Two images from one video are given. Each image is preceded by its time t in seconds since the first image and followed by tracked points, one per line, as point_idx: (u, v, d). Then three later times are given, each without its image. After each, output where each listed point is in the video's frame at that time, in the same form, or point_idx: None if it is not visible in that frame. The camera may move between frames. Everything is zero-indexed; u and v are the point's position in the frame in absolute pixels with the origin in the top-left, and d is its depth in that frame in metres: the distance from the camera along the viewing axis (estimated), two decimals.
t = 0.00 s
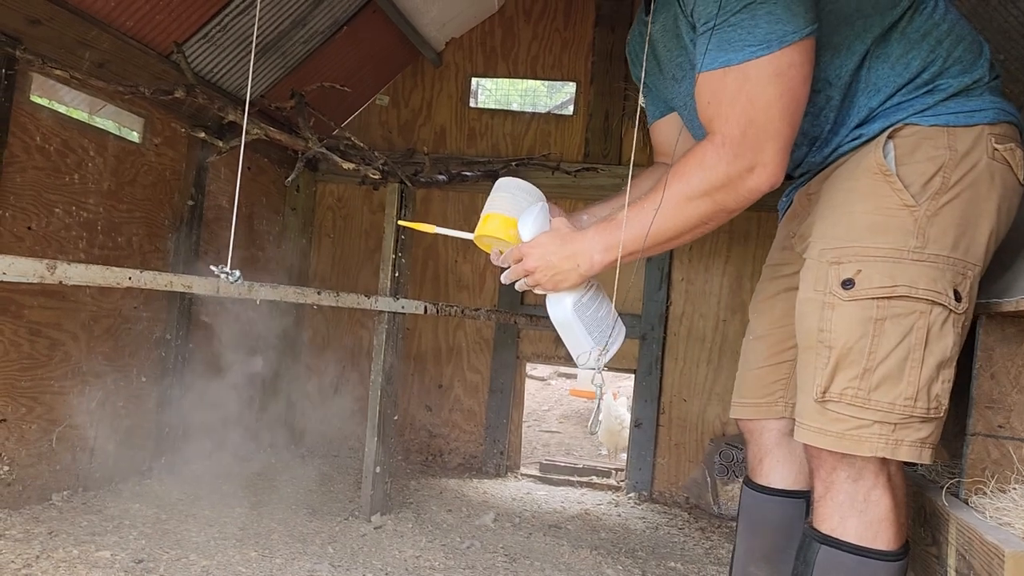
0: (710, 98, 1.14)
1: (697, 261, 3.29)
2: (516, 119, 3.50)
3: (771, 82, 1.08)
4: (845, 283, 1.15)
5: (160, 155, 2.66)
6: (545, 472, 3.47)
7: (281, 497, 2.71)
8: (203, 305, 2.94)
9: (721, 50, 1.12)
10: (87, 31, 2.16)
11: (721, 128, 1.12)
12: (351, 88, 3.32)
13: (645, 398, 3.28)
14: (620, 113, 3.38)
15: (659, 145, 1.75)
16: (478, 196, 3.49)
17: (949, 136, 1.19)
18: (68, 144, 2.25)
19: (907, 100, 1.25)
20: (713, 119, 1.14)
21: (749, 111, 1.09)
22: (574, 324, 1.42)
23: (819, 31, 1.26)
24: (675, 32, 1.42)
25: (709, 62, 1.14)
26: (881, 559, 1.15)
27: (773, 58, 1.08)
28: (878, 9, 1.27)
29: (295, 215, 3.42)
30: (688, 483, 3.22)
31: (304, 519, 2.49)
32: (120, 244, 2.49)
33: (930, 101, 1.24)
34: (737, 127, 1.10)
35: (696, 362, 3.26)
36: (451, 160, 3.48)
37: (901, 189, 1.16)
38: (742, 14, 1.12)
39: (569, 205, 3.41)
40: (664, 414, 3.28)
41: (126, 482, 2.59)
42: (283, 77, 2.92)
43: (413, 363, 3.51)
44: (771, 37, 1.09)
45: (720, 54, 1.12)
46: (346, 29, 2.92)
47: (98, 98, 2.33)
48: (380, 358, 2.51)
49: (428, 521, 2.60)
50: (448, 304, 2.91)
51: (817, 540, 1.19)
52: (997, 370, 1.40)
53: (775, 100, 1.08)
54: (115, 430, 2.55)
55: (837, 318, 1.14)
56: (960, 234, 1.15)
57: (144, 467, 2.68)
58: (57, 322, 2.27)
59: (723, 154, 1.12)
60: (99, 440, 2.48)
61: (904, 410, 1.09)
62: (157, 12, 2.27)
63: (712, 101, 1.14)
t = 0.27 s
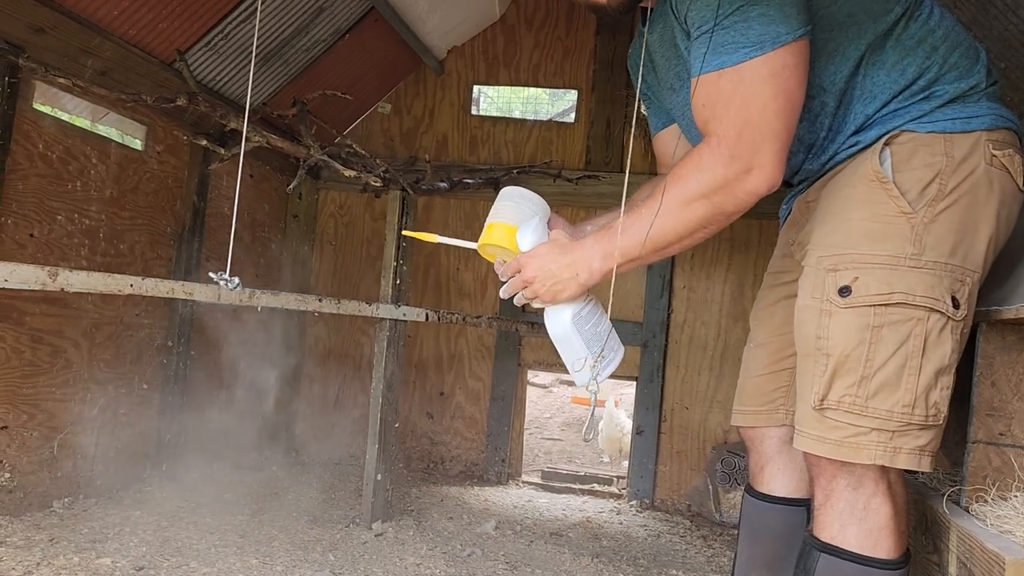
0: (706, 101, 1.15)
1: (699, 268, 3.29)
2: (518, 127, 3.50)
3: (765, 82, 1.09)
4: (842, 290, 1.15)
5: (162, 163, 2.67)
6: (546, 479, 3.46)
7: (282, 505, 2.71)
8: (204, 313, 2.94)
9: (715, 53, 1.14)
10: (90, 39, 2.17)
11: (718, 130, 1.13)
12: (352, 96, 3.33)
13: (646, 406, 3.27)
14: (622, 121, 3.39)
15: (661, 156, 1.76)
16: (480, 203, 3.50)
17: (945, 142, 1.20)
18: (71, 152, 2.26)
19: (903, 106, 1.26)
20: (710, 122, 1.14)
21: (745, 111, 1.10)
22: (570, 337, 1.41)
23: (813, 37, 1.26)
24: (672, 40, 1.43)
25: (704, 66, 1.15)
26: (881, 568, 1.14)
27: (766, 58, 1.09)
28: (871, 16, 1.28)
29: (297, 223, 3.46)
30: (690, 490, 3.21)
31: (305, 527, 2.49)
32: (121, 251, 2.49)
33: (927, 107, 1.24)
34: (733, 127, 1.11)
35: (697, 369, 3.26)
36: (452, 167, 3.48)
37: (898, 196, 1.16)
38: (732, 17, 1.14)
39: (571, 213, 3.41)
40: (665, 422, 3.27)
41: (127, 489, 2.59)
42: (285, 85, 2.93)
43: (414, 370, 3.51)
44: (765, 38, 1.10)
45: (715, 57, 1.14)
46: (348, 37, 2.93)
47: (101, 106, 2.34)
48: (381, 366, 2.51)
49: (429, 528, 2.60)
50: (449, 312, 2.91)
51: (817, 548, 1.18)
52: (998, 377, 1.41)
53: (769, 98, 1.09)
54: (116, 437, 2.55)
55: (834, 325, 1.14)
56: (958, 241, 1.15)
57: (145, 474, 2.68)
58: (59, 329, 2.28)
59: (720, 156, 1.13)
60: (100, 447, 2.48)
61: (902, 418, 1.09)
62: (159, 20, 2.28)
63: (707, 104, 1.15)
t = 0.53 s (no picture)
0: (704, 116, 1.16)
1: (697, 283, 3.29)
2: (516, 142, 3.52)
3: (761, 94, 1.10)
4: (838, 305, 1.15)
5: (162, 179, 2.67)
6: (545, 495, 3.44)
7: (280, 522, 2.70)
8: (203, 328, 2.94)
9: (710, 68, 1.14)
10: (89, 55, 2.17)
11: (716, 143, 1.13)
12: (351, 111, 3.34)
13: (646, 421, 3.26)
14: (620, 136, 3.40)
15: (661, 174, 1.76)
16: (478, 219, 3.50)
17: (941, 157, 1.20)
18: (70, 168, 2.26)
19: (898, 121, 1.26)
20: (708, 136, 1.15)
21: (742, 123, 1.10)
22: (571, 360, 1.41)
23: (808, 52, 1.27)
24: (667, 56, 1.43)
25: (700, 82, 1.16)
26: None
27: (761, 72, 1.10)
28: (864, 31, 1.28)
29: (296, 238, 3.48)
30: (690, 506, 3.20)
31: (303, 543, 2.48)
32: (120, 267, 2.49)
33: (922, 122, 1.25)
34: (731, 140, 1.11)
35: (696, 385, 3.25)
36: (451, 183, 3.49)
37: (894, 211, 1.16)
38: (726, 33, 1.15)
39: (570, 228, 3.42)
40: (665, 437, 3.26)
41: (124, 506, 2.57)
42: (284, 101, 2.94)
43: (413, 386, 3.50)
44: (760, 52, 1.11)
45: (709, 72, 1.14)
46: (347, 53, 2.94)
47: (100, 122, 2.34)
48: (380, 382, 2.50)
49: (428, 545, 2.59)
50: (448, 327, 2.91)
51: (818, 565, 1.18)
52: (997, 392, 1.42)
53: (767, 111, 1.09)
54: (113, 454, 2.54)
55: (831, 339, 1.14)
56: (955, 255, 1.15)
57: (142, 490, 2.67)
58: (57, 345, 2.27)
59: (720, 169, 1.13)
60: (97, 463, 2.47)
61: (899, 432, 1.09)
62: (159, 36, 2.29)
63: (705, 118, 1.15)
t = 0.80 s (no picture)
0: (699, 138, 1.16)
1: (692, 305, 3.30)
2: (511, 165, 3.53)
3: (756, 117, 1.11)
4: (832, 327, 1.16)
5: (157, 203, 2.67)
6: (541, 518, 3.43)
7: (274, 547, 2.68)
8: (197, 352, 2.93)
9: (703, 92, 1.15)
10: (85, 80, 2.18)
11: (714, 164, 1.13)
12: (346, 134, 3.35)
13: (642, 443, 3.25)
14: (614, 158, 3.42)
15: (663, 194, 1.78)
16: (473, 241, 3.51)
17: (934, 180, 1.21)
18: (65, 193, 2.26)
19: (890, 144, 1.27)
20: (705, 157, 1.15)
21: (739, 146, 1.11)
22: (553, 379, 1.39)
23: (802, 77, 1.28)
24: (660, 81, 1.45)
25: (694, 105, 1.17)
26: None
27: (755, 96, 1.11)
28: (855, 55, 1.30)
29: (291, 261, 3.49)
30: (686, 529, 3.18)
31: (297, 569, 2.46)
32: (114, 291, 2.49)
33: (914, 145, 1.26)
34: (729, 161, 1.11)
35: (692, 407, 3.25)
36: (445, 206, 3.50)
37: (887, 233, 1.17)
38: (720, 58, 1.16)
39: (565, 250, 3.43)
40: (661, 459, 3.25)
41: (116, 532, 2.55)
42: (280, 125, 2.96)
43: (408, 409, 3.49)
44: (754, 75, 1.12)
45: (702, 95, 1.15)
46: (342, 77, 2.96)
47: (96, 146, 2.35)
48: (375, 405, 2.49)
49: (423, 570, 2.57)
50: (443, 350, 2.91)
51: None
52: (992, 414, 1.42)
53: (763, 133, 1.10)
54: (106, 479, 2.52)
55: (824, 362, 1.14)
56: (948, 278, 1.15)
57: (135, 516, 2.65)
58: (50, 369, 2.26)
59: (717, 188, 1.13)
60: (90, 489, 2.45)
61: (893, 456, 1.09)
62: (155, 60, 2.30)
63: (701, 140, 1.16)
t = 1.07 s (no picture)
0: (674, 150, 1.35)
1: (686, 330, 3.30)
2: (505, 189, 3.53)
3: (727, 135, 1.29)
4: (815, 355, 1.31)
5: (150, 230, 2.67)
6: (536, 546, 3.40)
7: None
8: (189, 380, 2.91)
9: (678, 106, 1.34)
10: (79, 109, 2.18)
11: (686, 176, 1.31)
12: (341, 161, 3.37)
13: (636, 470, 3.24)
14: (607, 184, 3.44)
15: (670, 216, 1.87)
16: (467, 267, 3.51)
17: (920, 208, 1.33)
18: (57, 221, 2.26)
19: (877, 171, 1.40)
20: (681, 170, 1.33)
21: (709, 160, 1.29)
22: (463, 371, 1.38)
23: (779, 109, 1.45)
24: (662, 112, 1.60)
25: (671, 121, 1.35)
26: None
27: (728, 112, 1.30)
28: (834, 88, 1.46)
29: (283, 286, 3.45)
30: (682, 557, 3.16)
31: None
32: (106, 319, 2.48)
33: (900, 172, 1.39)
34: (698, 174, 1.30)
35: (686, 433, 3.24)
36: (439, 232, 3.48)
37: (869, 262, 1.30)
38: (701, 81, 1.33)
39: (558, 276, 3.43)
40: (656, 486, 3.23)
41: (105, 564, 2.52)
42: (274, 151, 2.95)
43: (401, 436, 3.47)
44: (726, 94, 1.31)
45: (681, 114, 1.33)
46: (336, 105, 2.98)
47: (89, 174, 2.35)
48: (367, 434, 2.47)
49: None
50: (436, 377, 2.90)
51: None
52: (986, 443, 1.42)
53: (731, 150, 1.28)
54: (96, 509, 2.50)
55: (810, 391, 1.29)
56: (933, 309, 1.27)
57: (124, 547, 2.62)
58: (41, 399, 2.25)
59: (688, 197, 1.30)
60: (79, 519, 2.42)
61: (874, 485, 1.23)
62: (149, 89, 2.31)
63: (677, 152, 1.34)
